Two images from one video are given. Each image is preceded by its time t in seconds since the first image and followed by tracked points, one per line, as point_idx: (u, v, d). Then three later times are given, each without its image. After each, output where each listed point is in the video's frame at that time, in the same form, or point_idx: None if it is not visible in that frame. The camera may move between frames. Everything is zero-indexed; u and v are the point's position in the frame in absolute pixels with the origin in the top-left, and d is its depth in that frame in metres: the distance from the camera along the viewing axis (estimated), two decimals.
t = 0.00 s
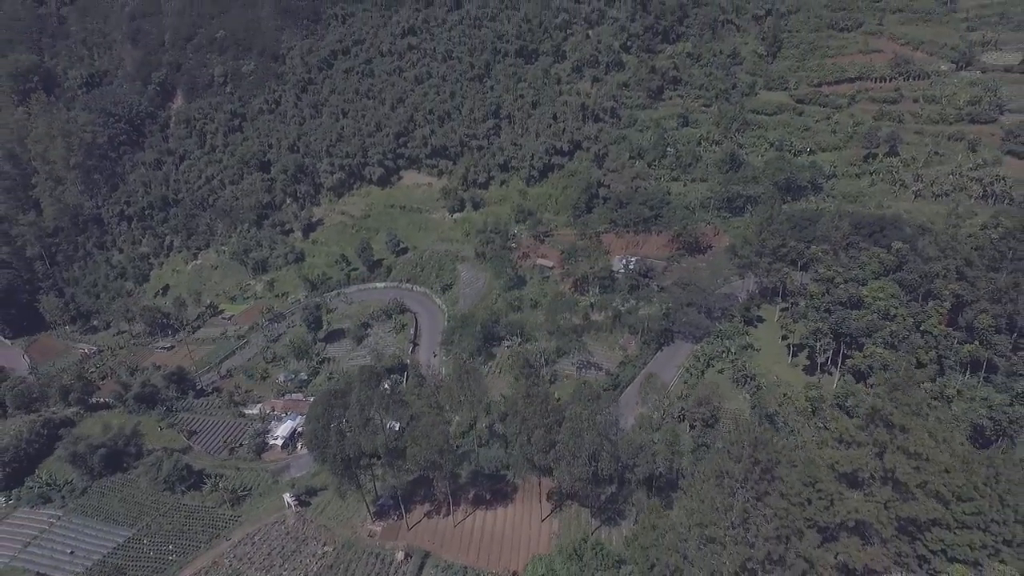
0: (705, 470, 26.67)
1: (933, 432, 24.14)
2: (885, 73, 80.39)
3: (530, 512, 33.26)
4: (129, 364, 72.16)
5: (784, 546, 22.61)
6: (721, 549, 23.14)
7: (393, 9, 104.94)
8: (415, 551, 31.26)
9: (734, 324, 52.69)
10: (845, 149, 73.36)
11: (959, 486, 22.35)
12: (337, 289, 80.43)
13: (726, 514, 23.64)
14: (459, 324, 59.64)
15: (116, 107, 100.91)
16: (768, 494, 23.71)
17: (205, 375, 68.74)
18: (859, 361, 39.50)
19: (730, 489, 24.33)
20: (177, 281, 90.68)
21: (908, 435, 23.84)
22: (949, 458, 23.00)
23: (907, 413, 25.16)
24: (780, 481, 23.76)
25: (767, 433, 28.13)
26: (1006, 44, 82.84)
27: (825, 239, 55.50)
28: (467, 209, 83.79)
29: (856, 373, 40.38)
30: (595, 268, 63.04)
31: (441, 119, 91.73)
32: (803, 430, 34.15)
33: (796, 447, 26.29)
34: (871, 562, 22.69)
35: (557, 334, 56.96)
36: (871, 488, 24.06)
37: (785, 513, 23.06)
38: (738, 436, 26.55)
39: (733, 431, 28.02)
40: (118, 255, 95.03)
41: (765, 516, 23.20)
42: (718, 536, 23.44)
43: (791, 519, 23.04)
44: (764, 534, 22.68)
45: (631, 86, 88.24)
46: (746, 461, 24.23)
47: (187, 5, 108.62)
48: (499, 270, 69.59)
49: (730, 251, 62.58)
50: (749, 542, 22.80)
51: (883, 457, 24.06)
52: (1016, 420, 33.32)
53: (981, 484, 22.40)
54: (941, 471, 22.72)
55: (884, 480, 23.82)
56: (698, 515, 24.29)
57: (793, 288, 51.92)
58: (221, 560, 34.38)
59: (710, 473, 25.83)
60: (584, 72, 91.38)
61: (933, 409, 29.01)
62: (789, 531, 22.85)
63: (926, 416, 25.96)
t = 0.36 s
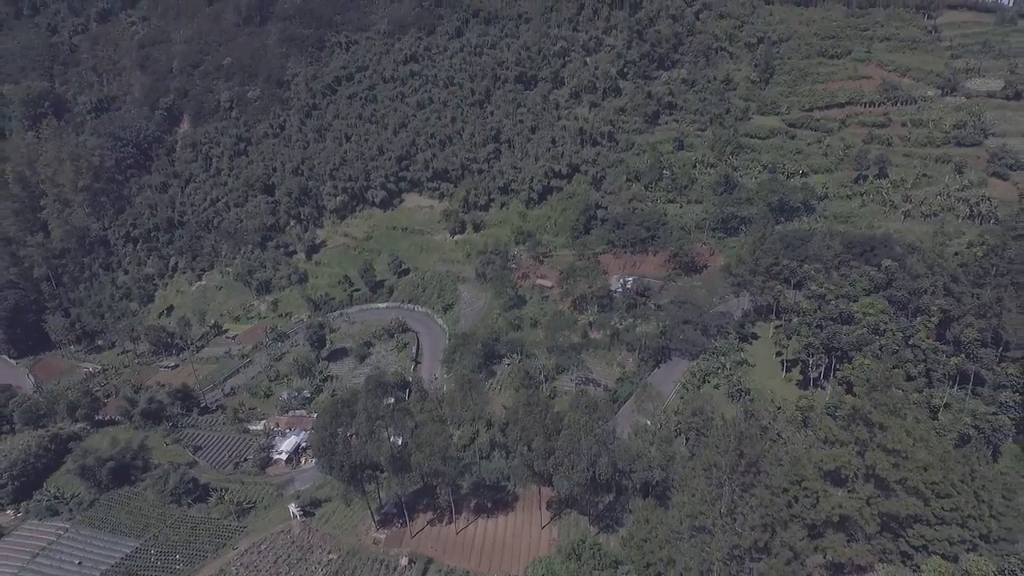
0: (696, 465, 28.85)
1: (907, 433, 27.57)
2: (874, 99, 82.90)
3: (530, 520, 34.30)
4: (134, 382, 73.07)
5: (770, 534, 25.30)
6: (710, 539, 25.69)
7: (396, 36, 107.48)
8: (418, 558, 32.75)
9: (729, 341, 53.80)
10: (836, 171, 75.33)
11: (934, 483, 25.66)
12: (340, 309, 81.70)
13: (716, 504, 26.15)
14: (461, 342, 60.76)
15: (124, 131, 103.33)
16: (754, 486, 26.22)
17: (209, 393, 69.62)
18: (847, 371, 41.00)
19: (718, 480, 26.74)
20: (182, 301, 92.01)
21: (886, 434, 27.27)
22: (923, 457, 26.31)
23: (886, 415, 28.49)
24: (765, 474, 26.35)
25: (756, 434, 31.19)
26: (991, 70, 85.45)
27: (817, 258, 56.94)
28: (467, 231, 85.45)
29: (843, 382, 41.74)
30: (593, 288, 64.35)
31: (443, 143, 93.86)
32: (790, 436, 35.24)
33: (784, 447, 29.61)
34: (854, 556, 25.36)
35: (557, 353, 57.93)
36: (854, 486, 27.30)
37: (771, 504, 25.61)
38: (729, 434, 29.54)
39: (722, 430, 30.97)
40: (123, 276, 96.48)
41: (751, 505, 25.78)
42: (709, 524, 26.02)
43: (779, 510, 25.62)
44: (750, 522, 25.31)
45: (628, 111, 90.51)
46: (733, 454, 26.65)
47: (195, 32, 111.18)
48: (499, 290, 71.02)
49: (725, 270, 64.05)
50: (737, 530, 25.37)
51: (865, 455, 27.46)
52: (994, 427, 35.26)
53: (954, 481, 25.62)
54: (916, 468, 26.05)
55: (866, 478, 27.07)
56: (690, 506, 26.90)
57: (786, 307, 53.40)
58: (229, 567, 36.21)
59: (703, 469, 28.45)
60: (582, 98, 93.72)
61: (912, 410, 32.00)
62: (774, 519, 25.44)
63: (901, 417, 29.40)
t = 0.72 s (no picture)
0: (687, 462, 30.49)
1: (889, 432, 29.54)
2: (865, 121, 85.11)
3: (530, 527, 35.39)
4: (139, 398, 74.07)
5: (756, 526, 26.59)
6: (699, 529, 26.87)
7: (398, 61, 110.02)
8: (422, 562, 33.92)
9: (725, 355, 54.91)
10: (828, 191, 77.14)
11: (916, 480, 27.82)
12: (343, 327, 82.92)
13: (706, 496, 27.35)
14: (462, 359, 61.84)
15: (132, 153, 105.57)
16: (742, 479, 27.86)
17: (213, 409, 70.56)
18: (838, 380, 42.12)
19: (707, 473, 28.31)
20: (186, 320, 93.23)
21: (868, 433, 28.91)
22: (904, 455, 28.46)
23: (867, 415, 30.10)
24: (753, 469, 28.08)
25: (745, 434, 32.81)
26: (977, 93, 87.99)
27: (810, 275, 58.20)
28: (468, 251, 87.09)
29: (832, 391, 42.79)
30: (592, 306, 65.65)
31: (444, 164, 95.76)
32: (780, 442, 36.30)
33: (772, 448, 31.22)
34: (840, 551, 27.98)
35: (557, 369, 58.88)
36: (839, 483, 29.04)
37: (757, 495, 27.12)
38: (716, 431, 30.83)
39: (711, 429, 32.34)
40: (128, 295, 97.85)
41: (738, 495, 27.27)
42: (698, 516, 27.12)
43: (764, 502, 27.12)
44: (738, 511, 26.58)
45: (625, 133, 92.63)
46: (722, 448, 28.35)
47: (202, 57, 113.67)
48: (499, 307, 72.33)
49: (720, 287, 65.48)
50: (725, 521, 26.58)
51: (847, 453, 29.15)
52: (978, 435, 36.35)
53: (934, 478, 27.90)
54: (898, 465, 28.02)
55: (850, 476, 28.82)
56: (681, 500, 28.04)
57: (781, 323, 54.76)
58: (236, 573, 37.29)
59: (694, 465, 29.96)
60: (580, 120, 95.97)
61: (892, 413, 33.25)
62: (760, 511, 26.81)
63: (881, 416, 30.99)
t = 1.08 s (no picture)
0: (678, 461, 30.99)
1: (870, 431, 30.91)
2: (856, 141, 87.33)
3: (530, 533, 36.80)
4: (143, 413, 75.06)
5: (745, 518, 28.04)
6: (691, 521, 28.08)
7: (400, 83, 112.62)
8: (425, 566, 35.33)
9: (720, 369, 56.15)
10: (821, 210, 78.98)
11: (895, 479, 29.99)
12: (345, 344, 83.99)
13: (696, 490, 28.48)
14: (463, 374, 62.89)
15: (138, 174, 107.73)
16: (729, 474, 28.63)
17: (216, 424, 71.52)
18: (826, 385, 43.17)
19: (696, 468, 29.07)
20: (190, 337, 94.34)
21: (850, 432, 30.20)
22: (885, 455, 30.38)
23: (849, 414, 31.20)
24: (740, 465, 28.95)
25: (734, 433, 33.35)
26: (964, 114, 90.43)
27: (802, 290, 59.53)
28: (469, 269, 88.72)
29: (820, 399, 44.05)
30: (591, 322, 66.84)
31: (445, 184, 97.62)
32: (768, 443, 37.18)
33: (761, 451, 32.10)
34: (827, 548, 30.15)
35: (556, 383, 60.00)
36: (824, 481, 30.64)
37: (745, 490, 28.31)
38: (704, 427, 31.32)
39: (700, 425, 32.90)
40: (132, 312, 99.17)
41: (727, 488, 28.14)
42: (690, 509, 28.36)
43: (751, 496, 28.48)
44: (726, 505, 27.55)
45: (623, 153, 94.69)
46: (710, 443, 28.85)
47: (208, 79, 116.23)
48: (499, 324, 73.66)
49: (716, 303, 66.98)
50: (714, 513, 27.68)
51: (830, 452, 30.45)
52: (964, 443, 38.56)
53: (913, 477, 30.11)
54: (879, 464, 29.80)
55: (834, 474, 30.53)
56: (672, 495, 29.37)
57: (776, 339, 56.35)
58: None
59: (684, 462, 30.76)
60: (578, 142, 98.20)
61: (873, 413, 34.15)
62: (748, 504, 28.30)
63: (863, 415, 31.98)
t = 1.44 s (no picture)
0: (670, 460, 32.15)
1: (853, 433, 32.58)
2: (848, 162, 89.45)
3: (530, 539, 37.91)
4: (146, 429, 75.87)
5: (733, 513, 29.33)
6: (682, 517, 29.26)
7: (402, 106, 115.19)
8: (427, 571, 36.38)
9: (716, 384, 57.26)
10: (814, 228, 80.75)
11: (878, 479, 31.73)
12: (347, 360, 84.93)
13: (686, 487, 29.55)
14: (464, 389, 63.84)
15: (144, 193, 109.69)
16: (717, 470, 29.87)
17: (219, 439, 72.38)
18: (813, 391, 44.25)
19: (686, 465, 30.27)
20: (193, 354, 95.31)
21: (833, 434, 31.94)
22: (867, 456, 32.08)
23: (832, 418, 32.88)
24: (728, 462, 30.13)
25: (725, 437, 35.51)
26: (952, 136, 92.79)
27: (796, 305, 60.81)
28: (470, 287, 90.22)
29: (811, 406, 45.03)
30: (589, 338, 68.05)
31: (445, 204, 99.47)
32: (754, 445, 38.20)
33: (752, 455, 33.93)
34: (814, 546, 32.18)
35: (555, 398, 61.04)
36: (811, 482, 32.66)
37: (733, 486, 29.59)
38: (693, 425, 32.46)
39: (688, 425, 34.05)
40: (135, 329, 100.29)
41: (715, 485, 29.48)
42: (680, 506, 29.37)
43: (739, 493, 29.91)
44: (715, 499, 29.03)
45: (620, 174, 96.62)
46: (699, 441, 30.05)
47: (214, 101, 118.83)
48: (500, 341, 74.93)
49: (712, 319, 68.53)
50: (703, 509, 29.02)
51: (815, 454, 32.30)
52: (949, 450, 41.07)
53: (894, 477, 32.07)
54: (861, 465, 31.51)
55: (820, 475, 32.31)
56: (664, 493, 30.23)
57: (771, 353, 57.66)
58: None
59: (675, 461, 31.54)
60: (577, 162, 100.30)
61: (856, 418, 36.15)
62: (735, 499, 29.52)
63: (846, 418, 33.69)
